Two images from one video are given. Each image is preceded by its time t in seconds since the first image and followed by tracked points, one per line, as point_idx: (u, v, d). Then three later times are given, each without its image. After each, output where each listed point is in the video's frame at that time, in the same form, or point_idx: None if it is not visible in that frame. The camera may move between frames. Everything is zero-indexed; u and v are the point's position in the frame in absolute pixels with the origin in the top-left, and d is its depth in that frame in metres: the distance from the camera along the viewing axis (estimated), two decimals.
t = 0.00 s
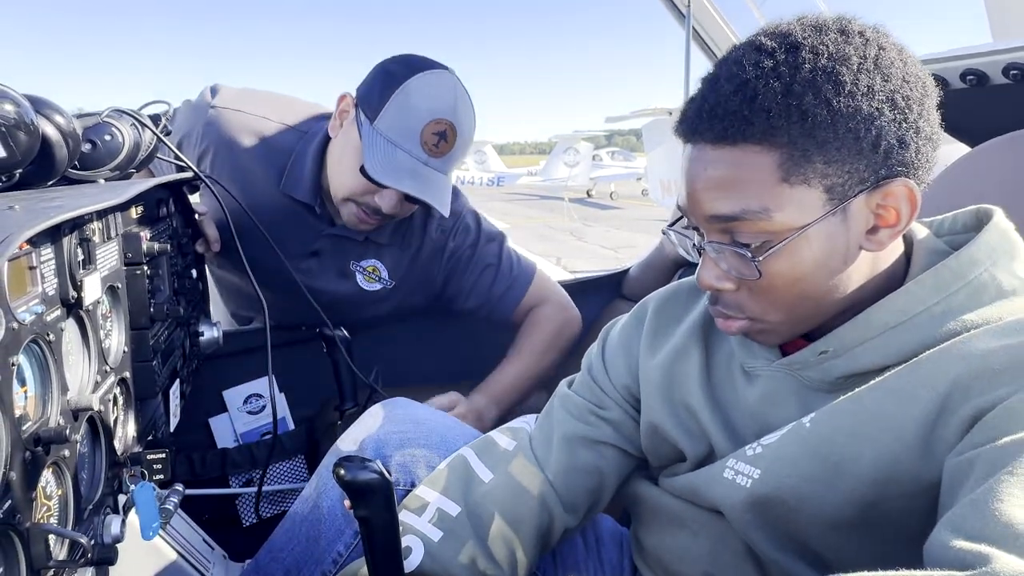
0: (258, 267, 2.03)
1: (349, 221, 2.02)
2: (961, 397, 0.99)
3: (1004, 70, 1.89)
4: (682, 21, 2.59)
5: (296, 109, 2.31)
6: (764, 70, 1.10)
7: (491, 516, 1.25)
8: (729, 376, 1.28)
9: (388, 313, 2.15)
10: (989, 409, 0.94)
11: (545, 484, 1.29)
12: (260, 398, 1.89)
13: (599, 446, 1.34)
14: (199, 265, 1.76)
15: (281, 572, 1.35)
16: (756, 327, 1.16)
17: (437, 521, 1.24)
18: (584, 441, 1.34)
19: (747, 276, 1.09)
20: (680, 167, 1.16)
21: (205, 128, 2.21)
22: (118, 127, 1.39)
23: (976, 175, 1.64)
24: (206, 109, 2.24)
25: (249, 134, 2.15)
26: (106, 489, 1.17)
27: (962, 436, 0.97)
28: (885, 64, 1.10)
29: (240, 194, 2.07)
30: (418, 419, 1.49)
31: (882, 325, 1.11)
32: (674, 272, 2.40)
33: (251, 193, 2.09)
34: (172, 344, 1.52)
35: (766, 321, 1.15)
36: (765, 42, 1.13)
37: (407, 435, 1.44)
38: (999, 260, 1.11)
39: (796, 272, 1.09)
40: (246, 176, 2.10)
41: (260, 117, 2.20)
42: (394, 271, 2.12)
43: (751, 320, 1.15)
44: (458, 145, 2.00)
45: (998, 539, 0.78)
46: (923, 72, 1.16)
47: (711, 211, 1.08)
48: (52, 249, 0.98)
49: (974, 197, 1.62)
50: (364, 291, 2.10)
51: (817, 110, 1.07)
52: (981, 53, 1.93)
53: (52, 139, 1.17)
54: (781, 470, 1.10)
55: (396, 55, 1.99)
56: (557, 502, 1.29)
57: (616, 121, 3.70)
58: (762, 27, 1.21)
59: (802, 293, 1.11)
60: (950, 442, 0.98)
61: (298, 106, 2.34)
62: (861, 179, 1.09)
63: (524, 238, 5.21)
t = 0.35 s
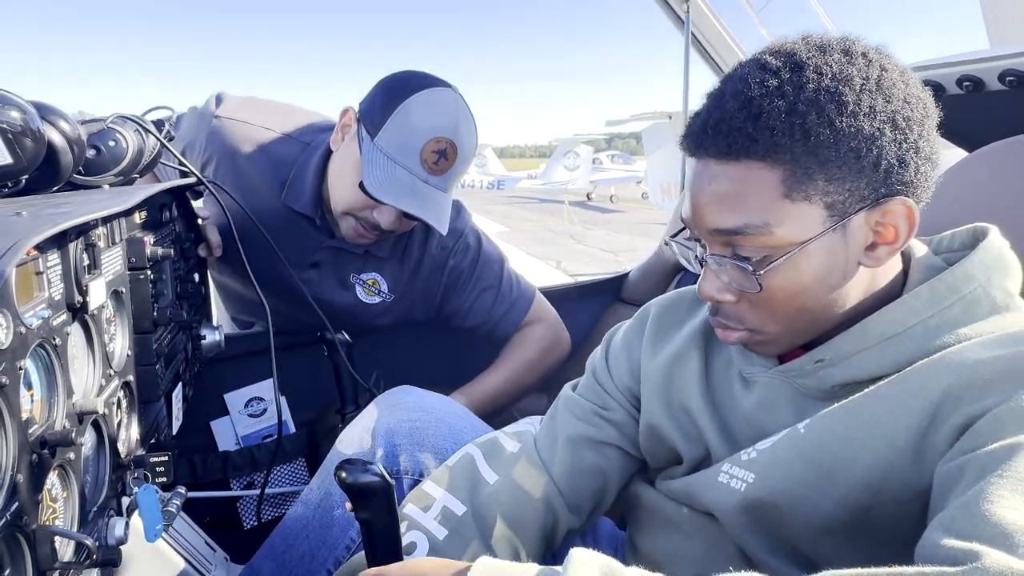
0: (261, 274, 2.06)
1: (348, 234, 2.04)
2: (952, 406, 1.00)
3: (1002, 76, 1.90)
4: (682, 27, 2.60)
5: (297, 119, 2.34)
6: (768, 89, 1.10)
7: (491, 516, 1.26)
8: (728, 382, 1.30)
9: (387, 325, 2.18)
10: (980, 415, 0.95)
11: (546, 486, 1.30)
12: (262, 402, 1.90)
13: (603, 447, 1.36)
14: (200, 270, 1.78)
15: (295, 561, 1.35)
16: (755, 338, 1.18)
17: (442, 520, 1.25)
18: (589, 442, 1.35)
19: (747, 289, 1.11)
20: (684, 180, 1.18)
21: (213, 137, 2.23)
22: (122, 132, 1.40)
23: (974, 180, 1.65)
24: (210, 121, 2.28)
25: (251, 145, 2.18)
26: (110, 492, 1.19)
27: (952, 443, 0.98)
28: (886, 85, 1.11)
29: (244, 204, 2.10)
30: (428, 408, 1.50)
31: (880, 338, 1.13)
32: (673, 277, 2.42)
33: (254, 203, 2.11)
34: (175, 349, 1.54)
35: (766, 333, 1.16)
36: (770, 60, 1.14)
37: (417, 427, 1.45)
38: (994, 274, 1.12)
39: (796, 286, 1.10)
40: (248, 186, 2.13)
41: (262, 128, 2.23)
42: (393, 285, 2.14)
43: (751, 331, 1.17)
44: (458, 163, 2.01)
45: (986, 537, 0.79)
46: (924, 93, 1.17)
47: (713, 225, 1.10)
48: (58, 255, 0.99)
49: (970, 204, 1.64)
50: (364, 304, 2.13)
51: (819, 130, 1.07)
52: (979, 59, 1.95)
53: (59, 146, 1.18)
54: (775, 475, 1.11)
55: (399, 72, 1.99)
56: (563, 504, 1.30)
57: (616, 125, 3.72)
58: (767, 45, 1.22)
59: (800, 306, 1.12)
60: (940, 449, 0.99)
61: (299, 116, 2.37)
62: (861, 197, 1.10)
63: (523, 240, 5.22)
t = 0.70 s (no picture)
0: (264, 279, 2.07)
1: (349, 241, 2.04)
2: (955, 412, 1.01)
3: (999, 80, 1.91)
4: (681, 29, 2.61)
5: (297, 124, 2.35)
6: (764, 91, 1.11)
7: (492, 518, 1.26)
8: (727, 385, 1.30)
9: (388, 330, 2.19)
10: (984, 422, 0.96)
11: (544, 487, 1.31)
12: (263, 403, 1.90)
13: (602, 449, 1.36)
14: (202, 272, 1.79)
15: (291, 565, 1.36)
16: (755, 340, 1.18)
17: (443, 524, 1.25)
18: (588, 444, 1.36)
19: (745, 291, 1.12)
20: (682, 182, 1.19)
21: (216, 141, 2.23)
22: (127, 136, 1.41)
23: (971, 182, 1.66)
24: (212, 127, 2.29)
25: (252, 150, 2.19)
26: (114, 493, 1.19)
27: (955, 450, 0.99)
28: (883, 86, 1.12)
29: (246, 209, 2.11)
30: (424, 417, 1.51)
31: (879, 340, 1.13)
32: (673, 279, 2.43)
33: (256, 208, 2.12)
34: (178, 351, 1.54)
35: (765, 335, 1.17)
36: (767, 62, 1.15)
37: (413, 433, 1.46)
38: (995, 278, 1.13)
39: (794, 288, 1.11)
40: (250, 192, 2.14)
41: (263, 133, 2.24)
42: (393, 292, 2.15)
43: (750, 333, 1.17)
44: (461, 172, 2.03)
45: (999, 553, 0.79)
46: (922, 93, 1.18)
47: (711, 227, 1.11)
48: (64, 257, 1.00)
49: (966, 207, 1.65)
50: (364, 311, 2.14)
51: (815, 131, 1.08)
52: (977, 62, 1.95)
53: (64, 148, 1.19)
54: (775, 478, 1.12)
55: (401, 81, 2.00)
56: (563, 506, 1.31)
57: (616, 127, 3.73)
58: (765, 47, 1.23)
59: (799, 308, 1.13)
60: (943, 455, 1.00)
61: (300, 121, 2.37)
62: (859, 199, 1.11)
63: (523, 242, 5.23)
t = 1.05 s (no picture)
0: (266, 279, 2.07)
1: (355, 247, 2.05)
2: (950, 411, 1.01)
3: (999, 81, 1.91)
4: (681, 30, 2.61)
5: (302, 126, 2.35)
6: (754, 89, 1.12)
7: (492, 518, 1.26)
8: (723, 383, 1.30)
9: (389, 335, 2.21)
10: (979, 422, 0.97)
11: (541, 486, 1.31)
12: (264, 403, 1.90)
13: (600, 446, 1.37)
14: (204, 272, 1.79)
15: (285, 571, 1.36)
16: (751, 339, 1.18)
17: (443, 525, 1.25)
18: (586, 441, 1.37)
19: (740, 289, 1.12)
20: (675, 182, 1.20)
21: (221, 143, 2.24)
22: (128, 137, 1.41)
23: (971, 183, 1.66)
24: (218, 127, 2.30)
25: (256, 151, 2.19)
26: (116, 492, 1.20)
27: (951, 450, 0.99)
28: (873, 82, 1.13)
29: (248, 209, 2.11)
30: (421, 423, 1.52)
31: (874, 339, 1.13)
32: (674, 280, 2.43)
33: (259, 209, 2.12)
34: (179, 350, 1.55)
35: (761, 333, 1.17)
36: (757, 62, 1.17)
37: (410, 440, 1.46)
38: (992, 276, 1.14)
39: (788, 286, 1.11)
40: (254, 193, 2.14)
41: (268, 135, 2.24)
42: (396, 298, 2.15)
43: (746, 332, 1.17)
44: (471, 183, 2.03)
45: (990, 554, 0.79)
46: (912, 90, 1.19)
47: (704, 226, 1.11)
48: (67, 258, 1.01)
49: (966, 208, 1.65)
50: (365, 315, 2.15)
51: (806, 128, 1.09)
52: (977, 62, 1.95)
53: (66, 149, 1.20)
54: (771, 479, 1.12)
55: (411, 90, 2.00)
56: (562, 504, 1.31)
57: (617, 127, 3.73)
58: (757, 46, 1.24)
59: (794, 306, 1.13)
60: (938, 455, 1.00)
61: (305, 122, 2.38)
62: (852, 196, 1.11)
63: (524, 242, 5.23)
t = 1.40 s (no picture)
0: (266, 278, 2.07)
1: (356, 251, 2.05)
2: (943, 410, 1.01)
3: (999, 81, 1.91)
4: (681, 30, 2.61)
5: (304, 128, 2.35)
6: (744, 87, 1.13)
7: (489, 516, 1.26)
8: (720, 383, 1.30)
9: (388, 334, 2.19)
10: (971, 420, 0.97)
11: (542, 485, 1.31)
12: (263, 403, 1.90)
13: (600, 443, 1.38)
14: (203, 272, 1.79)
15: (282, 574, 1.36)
16: (744, 336, 1.18)
17: (442, 522, 1.25)
18: (585, 438, 1.37)
19: (731, 286, 1.12)
20: (667, 181, 1.20)
21: (222, 144, 2.24)
22: (128, 136, 1.41)
23: (970, 183, 1.67)
24: (219, 129, 2.30)
25: (259, 153, 2.19)
26: (115, 492, 1.20)
27: (944, 449, 0.99)
28: (861, 79, 1.13)
29: (251, 210, 2.11)
30: (423, 425, 1.52)
31: (867, 338, 1.13)
32: (674, 280, 2.43)
33: (261, 211, 2.12)
34: (179, 350, 1.55)
35: (753, 330, 1.17)
36: (747, 60, 1.17)
37: (412, 442, 1.46)
38: (984, 275, 1.13)
39: (779, 282, 1.11)
40: (256, 194, 2.14)
41: (270, 137, 2.24)
42: (399, 301, 2.15)
43: (738, 329, 1.17)
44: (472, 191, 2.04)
45: (981, 553, 0.79)
46: (901, 88, 1.19)
47: (694, 224, 1.11)
48: (66, 257, 1.01)
49: (966, 209, 1.65)
50: (366, 316, 2.14)
51: (794, 125, 1.09)
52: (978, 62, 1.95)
53: (66, 149, 1.20)
54: (767, 481, 1.12)
55: (414, 96, 2.00)
56: (561, 502, 1.31)
57: (618, 128, 3.73)
58: (747, 46, 1.25)
59: (785, 302, 1.13)
60: (932, 455, 1.00)
61: (307, 124, 2.38)
62: (842, 191, 1.11)
63: (524, 243, 5.24)
